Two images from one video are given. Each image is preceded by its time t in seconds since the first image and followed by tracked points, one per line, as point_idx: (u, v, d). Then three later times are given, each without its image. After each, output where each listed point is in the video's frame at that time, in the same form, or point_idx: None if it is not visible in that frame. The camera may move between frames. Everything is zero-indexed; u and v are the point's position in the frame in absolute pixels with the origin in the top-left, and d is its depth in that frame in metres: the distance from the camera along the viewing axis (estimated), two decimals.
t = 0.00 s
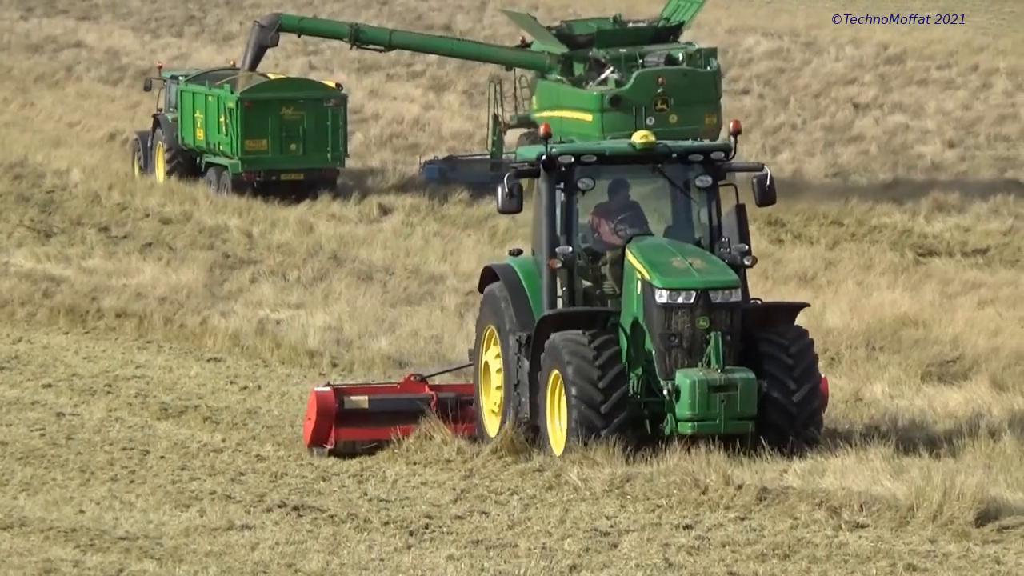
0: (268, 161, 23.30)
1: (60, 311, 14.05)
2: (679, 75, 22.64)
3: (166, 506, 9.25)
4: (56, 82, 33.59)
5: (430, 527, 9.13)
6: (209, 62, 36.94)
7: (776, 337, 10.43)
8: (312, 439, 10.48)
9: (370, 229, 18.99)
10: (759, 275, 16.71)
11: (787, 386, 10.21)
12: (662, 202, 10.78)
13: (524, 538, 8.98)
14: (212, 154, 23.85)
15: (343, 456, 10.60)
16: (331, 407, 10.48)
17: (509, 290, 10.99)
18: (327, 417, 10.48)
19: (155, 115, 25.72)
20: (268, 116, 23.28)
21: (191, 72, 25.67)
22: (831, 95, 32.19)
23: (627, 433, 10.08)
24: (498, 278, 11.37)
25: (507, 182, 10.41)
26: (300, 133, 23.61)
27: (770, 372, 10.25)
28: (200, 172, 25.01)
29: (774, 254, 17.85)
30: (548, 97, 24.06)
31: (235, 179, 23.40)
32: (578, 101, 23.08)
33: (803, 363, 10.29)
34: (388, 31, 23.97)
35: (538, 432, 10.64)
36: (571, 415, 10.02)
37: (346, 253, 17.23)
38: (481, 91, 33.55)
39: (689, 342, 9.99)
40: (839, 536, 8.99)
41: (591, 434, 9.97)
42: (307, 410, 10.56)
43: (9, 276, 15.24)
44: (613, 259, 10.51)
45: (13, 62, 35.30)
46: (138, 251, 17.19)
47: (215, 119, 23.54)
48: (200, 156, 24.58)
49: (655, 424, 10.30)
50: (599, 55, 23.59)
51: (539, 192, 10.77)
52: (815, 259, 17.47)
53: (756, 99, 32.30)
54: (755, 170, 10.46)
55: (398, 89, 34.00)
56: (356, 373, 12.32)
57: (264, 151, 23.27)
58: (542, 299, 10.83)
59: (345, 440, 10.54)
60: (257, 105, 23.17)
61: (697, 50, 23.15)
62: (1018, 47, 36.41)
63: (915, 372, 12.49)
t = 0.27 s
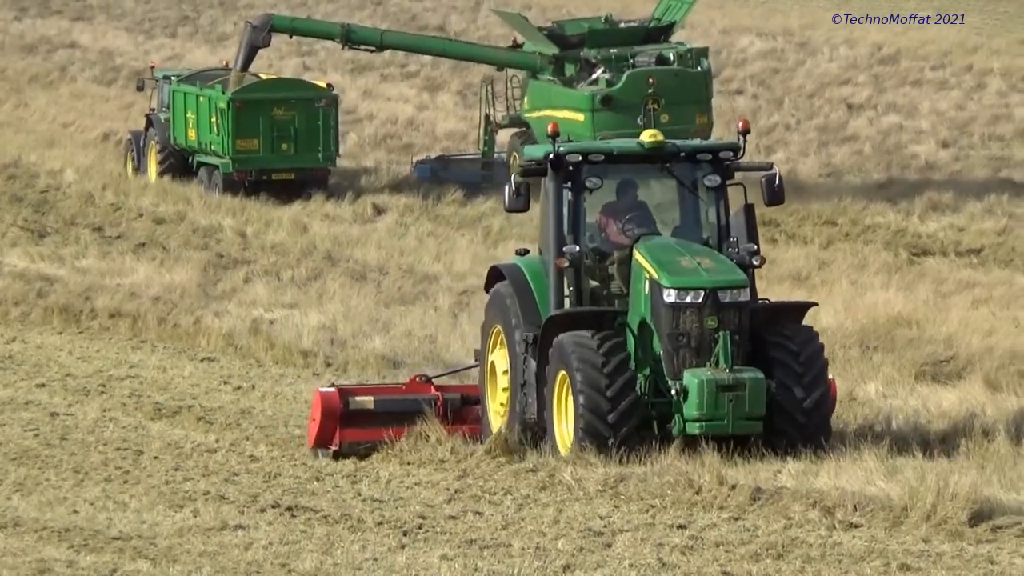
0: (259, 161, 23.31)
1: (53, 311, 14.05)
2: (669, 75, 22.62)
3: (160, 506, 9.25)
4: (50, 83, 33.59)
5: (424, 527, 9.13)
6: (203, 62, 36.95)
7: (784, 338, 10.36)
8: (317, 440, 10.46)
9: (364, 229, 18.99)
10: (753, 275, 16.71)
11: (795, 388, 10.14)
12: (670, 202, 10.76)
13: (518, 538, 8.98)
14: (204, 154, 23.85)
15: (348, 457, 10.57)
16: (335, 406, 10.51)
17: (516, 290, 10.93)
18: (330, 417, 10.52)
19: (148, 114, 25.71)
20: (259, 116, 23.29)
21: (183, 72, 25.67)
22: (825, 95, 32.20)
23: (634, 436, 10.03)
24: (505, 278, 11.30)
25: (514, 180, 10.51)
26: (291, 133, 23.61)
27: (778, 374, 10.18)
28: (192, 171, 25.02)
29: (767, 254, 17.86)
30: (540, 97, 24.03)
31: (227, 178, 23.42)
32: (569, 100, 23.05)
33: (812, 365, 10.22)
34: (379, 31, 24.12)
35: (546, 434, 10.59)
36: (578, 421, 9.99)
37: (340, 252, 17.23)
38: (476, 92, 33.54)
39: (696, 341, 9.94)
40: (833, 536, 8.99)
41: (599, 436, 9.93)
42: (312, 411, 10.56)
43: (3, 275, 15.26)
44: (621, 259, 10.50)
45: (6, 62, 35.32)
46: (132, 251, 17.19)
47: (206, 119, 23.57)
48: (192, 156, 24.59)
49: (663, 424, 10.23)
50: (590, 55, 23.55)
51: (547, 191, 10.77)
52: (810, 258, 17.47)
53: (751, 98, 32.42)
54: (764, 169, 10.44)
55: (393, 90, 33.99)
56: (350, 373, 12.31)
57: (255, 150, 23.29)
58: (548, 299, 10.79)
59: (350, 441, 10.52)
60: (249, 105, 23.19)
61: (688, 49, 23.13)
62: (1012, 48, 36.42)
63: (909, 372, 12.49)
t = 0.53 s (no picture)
0: (253, 165, 23.51)
1: (56, 311, 14.26)
2: (656, 79, 22.82)
3: (161, 503, 9.47)
4: (51, 88, 33.78)
5: (419, 523, 9.34)
6: (202, 66, 37.15)
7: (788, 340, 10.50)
8: (326, 442, 10.60)
9: (360, 232, 19.18)
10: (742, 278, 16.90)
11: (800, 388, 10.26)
12: (674, 206, 10.88)
13: (511, 534, 9.19)
14: (199, 158, 24.05)
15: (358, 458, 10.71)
16: (343, 410, 10.62)
17: (523, 293, 11.10)
18: (339, 419, 10.63)
19: (146, 117, 25.88)
20: (253, 120, 23.47)
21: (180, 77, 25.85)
22: (811, 100, 32.42)
23: (640, 434, 10.19)
24: (512, 281, 11.46)
25: (521, 185, 10.55)
26: (285, 137, 23.78)
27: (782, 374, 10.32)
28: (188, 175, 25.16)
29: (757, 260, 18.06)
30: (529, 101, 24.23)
31: (223, 182, 23.63)
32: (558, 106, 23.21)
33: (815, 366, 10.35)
34: (371, 37, 24.24)
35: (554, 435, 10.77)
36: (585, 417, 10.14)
37: (336, 255, 17.41)
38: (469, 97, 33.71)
39: (702, 344, 10.10)
40: (819, 532, 9.20)
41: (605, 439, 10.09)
42: (322, 412, 10.70)
43: (7, 277, 15.48)
44: (627, 262, 10.65)
45: (9, 68, 35.55)
46: (133, 253, 17.39)
47: (202, 123, 23.75)
48: (189, 160, 24.79)
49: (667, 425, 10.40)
50: (578, 61, 23.77)
51: (553, 196, 10.89)
52: (796, 261, 17.66)
53: (738, 104, 32.65)
54: (766, 173, 10.63)
55: (387, 95, 34.17)
56: (347, 374, 12.50)
57: (249, 154, 23.48)
58: (553, 302, 10.94)
59: (359, 443, 10.65)
60: (243, 110, 23.35)
61: (674, 55, 23.36)
62: (995, 53, 36.57)
63: (893, 372, 12.70)
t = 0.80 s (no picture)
0: (260, 172, 23.97)
1: (74, 312, 14.75)
2: (643, 91, 23.29)
3: (175, 495, 9.93)
4: (71, 100, 34.33)
5: (421, 514, 9.81)
6: (215, 78, 37.69)
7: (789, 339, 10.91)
8: (343, 438, 11.09)
9: (363, 237, 19.66)
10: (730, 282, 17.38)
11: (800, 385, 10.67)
12: (677, 211, 11.29)
13: (508, 524, 9.66)
14: (208, 166, 24.51)
15: (374, 453, 11.19)
16: (359, 407, 11.08)
17: (532, 295, 11.46)
18: (355, 416, 11.09)
19: (158, 127, 26.38)
20: (259, 130, 23.98)
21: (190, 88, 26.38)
22: (793, 110, 33.00)
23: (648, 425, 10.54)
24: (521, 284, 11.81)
25: (530, 192, 10.89)
26: (290, 145, 24.28)
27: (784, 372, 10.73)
28: (199, 182, 25.64)
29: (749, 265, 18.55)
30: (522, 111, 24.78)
31: (230, 189, 24.06)
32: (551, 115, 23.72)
33: (815, 364, 10.76)
34: (373, 51, 24.81)
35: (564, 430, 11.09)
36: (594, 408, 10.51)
37: (340, 259, 17.89)
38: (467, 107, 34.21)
39: (706, 343, 10.48)
40: (802, 522, 9.67)
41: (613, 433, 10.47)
42: (339, 409, 11.15)
43: (26, 279, 15.98)
44: (631, 265, 10.99)
45: (29, 79, 36.14)
46: (147, 257, 17.88)
47: (210, 134, 24.26)
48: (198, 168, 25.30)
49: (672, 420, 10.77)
50: (569, 72, 24.27)
51: (561, 202, 11.29)
52: (780, 264, 18.14)
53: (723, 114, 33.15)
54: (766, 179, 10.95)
55: (389, 105, 34.69)
56: (352, 371, 12.97)
57: (255, 161, 23.93)
58: (562, 304, 11.28)
59: (374, 439, 11.11)
60: (250, 120, 23.88)
61: (660, 67, 23.77)
62: (968, 65, 37.03)
63: (872, 369, 13.18)
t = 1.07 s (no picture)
0: (258, 172, 24.13)
1: (78, 311, 14.89)
2: (636, 93, 23.43)
3: (176, 492, 10.07)
4: (74, 102, 34.50)
5: (418, 510, 9.95)
6: (216, 80, 37.86)
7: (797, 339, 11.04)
8: (351, 437, 11.23)
9: (363, 236, 19.78)
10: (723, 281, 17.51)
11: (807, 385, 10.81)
12: (685, 212, 11.42)
13: (505, 521, 9.80)
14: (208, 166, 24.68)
15: (382, 451, 11.35)
16: (369, 408, 11.19)
17: (540, 295, 11.60)
18: (365, 416, 11.21)
19: (158, 128, 26.55)
20: (258, 131, 24.14)
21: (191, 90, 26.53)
22: (787, 113, 33.33)
23: (656, 429, 10.70)
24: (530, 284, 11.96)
25: (540, 192, 11.11)
26: (288, 146, 24.43)
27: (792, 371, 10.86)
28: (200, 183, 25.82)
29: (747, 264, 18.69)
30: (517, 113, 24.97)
31: (229, 189, 24.26)
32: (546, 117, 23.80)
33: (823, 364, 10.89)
34: (371, 52, 24.96)
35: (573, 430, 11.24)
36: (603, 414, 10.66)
37: (340, 259, 18.01)
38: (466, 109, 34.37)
39: (715, 342, 10.63)
40: (795, 518, 9.80)
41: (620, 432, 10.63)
42: (349, 408, 11.27)
43: (31, 279, 16.12)
44: (640, 265, 11.14)
45: (34, 82, 36.33)
46: (150, 257, 18.01)
47: (210, 134, 24.42)
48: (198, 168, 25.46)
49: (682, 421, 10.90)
50: (563, 75, 24.44)
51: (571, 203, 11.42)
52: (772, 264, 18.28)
53: (718, 116, 33.32)
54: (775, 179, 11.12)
55: (389, 108, 34.84)
56: (351, 370, 13.11)
57: (254, 162, 24.11)
58: (571, 305, 11.43)
59: (382, 439, 11.28)
60: (249, 121, 24.04)
61: (653, 69, 24.03)
62: (959, 68, 37.15)
63: (863, 368, 13.32)
